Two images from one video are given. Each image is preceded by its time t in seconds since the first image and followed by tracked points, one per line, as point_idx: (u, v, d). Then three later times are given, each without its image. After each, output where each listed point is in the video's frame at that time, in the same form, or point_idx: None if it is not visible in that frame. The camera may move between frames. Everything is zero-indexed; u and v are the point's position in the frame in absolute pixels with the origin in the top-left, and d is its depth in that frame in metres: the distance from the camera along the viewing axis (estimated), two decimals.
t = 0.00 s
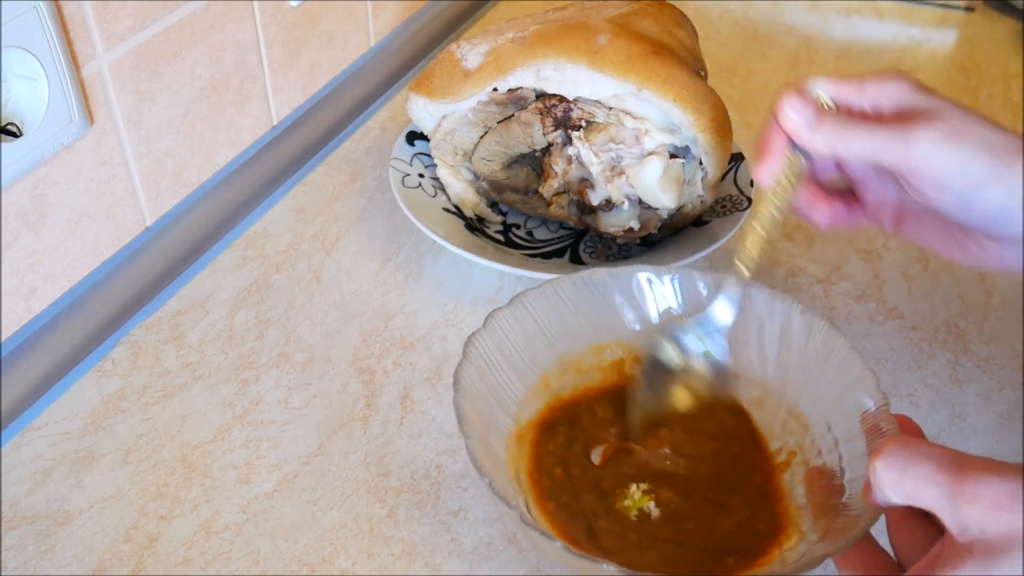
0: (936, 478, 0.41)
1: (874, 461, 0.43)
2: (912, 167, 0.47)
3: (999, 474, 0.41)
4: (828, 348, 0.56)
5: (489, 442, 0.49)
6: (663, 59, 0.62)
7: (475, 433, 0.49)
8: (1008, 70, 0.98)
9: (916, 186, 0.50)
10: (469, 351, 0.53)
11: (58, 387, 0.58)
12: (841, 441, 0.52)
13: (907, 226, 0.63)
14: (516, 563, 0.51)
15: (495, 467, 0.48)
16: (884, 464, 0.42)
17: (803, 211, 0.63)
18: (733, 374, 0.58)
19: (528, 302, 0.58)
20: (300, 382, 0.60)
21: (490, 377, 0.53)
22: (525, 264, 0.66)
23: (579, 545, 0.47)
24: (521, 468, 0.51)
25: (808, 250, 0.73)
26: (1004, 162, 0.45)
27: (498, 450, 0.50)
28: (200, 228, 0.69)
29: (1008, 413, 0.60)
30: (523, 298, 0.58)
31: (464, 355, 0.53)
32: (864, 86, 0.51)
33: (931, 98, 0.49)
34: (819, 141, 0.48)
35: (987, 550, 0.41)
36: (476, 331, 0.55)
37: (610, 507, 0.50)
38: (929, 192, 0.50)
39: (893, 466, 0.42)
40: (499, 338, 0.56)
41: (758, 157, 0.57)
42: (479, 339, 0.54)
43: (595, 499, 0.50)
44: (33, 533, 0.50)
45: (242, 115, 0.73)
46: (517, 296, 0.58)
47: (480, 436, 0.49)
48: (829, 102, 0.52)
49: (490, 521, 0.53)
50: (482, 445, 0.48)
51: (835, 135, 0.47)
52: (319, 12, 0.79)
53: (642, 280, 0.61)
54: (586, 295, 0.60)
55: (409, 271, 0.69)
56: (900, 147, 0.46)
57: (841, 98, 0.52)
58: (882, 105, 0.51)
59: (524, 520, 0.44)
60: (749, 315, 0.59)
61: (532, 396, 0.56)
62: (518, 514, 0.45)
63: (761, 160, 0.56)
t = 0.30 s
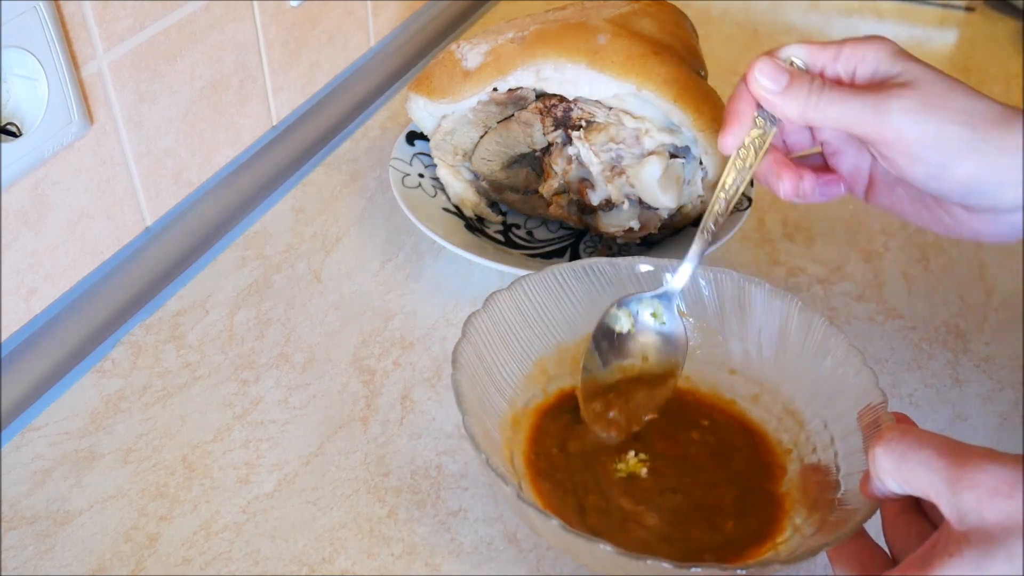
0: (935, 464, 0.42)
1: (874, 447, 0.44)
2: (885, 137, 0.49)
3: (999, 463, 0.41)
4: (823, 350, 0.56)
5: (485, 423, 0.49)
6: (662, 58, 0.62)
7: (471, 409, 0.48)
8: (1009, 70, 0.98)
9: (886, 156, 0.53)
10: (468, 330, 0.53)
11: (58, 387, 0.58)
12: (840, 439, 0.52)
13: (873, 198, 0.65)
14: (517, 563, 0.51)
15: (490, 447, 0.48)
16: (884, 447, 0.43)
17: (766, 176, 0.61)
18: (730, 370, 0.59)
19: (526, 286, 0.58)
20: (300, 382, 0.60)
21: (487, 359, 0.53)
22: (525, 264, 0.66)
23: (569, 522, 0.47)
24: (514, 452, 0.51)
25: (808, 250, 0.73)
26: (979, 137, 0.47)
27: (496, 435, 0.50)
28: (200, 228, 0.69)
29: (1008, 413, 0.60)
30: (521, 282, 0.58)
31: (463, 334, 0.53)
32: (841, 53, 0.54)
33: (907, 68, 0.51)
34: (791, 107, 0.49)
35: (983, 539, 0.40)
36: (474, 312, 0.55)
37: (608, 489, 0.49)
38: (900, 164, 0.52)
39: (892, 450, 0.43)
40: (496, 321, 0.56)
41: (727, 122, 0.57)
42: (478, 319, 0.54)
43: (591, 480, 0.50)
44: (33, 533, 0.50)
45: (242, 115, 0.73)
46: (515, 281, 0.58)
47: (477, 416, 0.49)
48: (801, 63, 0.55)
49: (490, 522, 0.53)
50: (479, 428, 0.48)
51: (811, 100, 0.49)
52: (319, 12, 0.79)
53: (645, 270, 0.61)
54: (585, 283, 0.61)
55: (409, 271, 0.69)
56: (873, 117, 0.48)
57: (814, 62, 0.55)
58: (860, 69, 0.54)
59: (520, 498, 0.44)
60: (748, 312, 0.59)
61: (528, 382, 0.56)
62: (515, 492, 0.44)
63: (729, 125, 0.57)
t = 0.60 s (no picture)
0: (931, 463, 0.42)
1: (868, 446, 0.44)
2: (859, 134, 0.48)
3: (994, 462, 0.41)
4: (825, 337, 0.56)
5: (480, 418, 0.49)
6: (662, 59, 0.62)
7: (464, 405, 0.48)
8: (1009, 70, 0.98)
9: (867, 156, 0.52)
10: (465, 325, 0.53)
11: (59, 387, 0.58)
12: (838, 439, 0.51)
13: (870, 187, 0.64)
14: (516, 563, 0.51)
15: (484, 443, 0.48)
16: (879, 447, 0.43)
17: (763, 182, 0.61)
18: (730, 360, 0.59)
19: (523, 278, 0.58)
20: (300, 382, 0.60)
21: (485, 351, 0.54)
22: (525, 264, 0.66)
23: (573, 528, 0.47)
24: (512, 446, 0.51)
25: (808, 250, 0.73)
26: (956, 126, 0.46)
27: (490, 430, 0.50)
28: (200, 229, 0.69)
29: (1008, 413, 0.60)
30: (518, 274, 0.58)
31: (458, 330, 0.53)
32: (808, 54, 0.53)
33: (876, 63, 0.50)
34: (764, 115, 0.49)
35: (978, 539, 0.40)
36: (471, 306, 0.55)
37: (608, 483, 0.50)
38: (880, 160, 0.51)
39: (887, 449, 0.43)
40: (494, 313, 0.56)
41: (712, 141, 0.54)
42: (475, 314, 0.54)
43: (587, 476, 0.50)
44: (33, 533, 0.50)
45: (242, 114, 0.73)
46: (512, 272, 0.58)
47: (471, 412, 0.49)
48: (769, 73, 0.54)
49: (490, 522, 0.53)
50: (474, 425, 0.48)
51: (781, 106, 0.48)
52: (319, 12, 0.79)
53: (641, 259, 0.61)
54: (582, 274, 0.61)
55: (409, 271, 0.69)
56: (844, 115, 0.48)
57: (782, 68, 0.54)
58: (828, 72, 0.52)
59: (516, 503, 0.44)
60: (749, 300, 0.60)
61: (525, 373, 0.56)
62: (508, 497, 0.44)
63: (716, 143, 0.54)
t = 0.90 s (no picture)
0: (923, 488, 0.42)
1: (859, 470, 0.43)
2: (838, 131, 0.53)
3: (984, 486, 0.41)
4: (820, 356, 0.56)
5: (474, 440, 0.50)
6: (663, 58, 0.62)
7: (457, 428, 0.49)
8: (1008, 69, 0.98)
9: (840, 150, 0.56)
10: (458, 350, 0.54)
11: (58, 387, 0.58)
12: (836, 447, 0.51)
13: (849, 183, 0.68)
14: (516, 563, 0.51)
15: (478, 466, 0.48)
16: (871, 471, 0.43)
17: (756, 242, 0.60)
18: (726, 378, 0.58)
19: (517, 299, 0.59)
20: (300, 382, 0.60)
21: (479, 373, 0.54)
22: (524, 264, 0.66)
23: (576, 558, 0.47)
24: (508, 468, 0.51)
25: (808, 250, 0.73)
26: (924, 121, 0.51)
27: (485, 450, 0.50)
28: (200, 229, 0.69)
29: (1008, 413, 0.60)
30: (512, 295, 0.58)
31: (452, 353, 0.53)
32: (783, 55, 0.57)
33: (849, 61, 0.55)
34: (741, 116, 0.53)
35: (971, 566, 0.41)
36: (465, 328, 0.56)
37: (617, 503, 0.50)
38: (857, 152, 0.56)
39: (879, 473, 0.43)
40: (488, 335, 0.56)
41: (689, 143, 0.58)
42: (469, 336, 0.55)
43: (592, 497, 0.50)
44: (33, 533, 0.50)
45: (242, 115, 0.73)
46: (505, 295, 0.59)
47: (464, 433, 0.49)
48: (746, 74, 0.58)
49: (490, 521, 0.53)
50: (467, 448, 0.48)
51: (759, 107, 0.52)
52: (319, 12, 0.79)
53: (635, 276, 0.61)
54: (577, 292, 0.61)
55: (409, 271, 0.69)
56: (821, 114, 0.52)
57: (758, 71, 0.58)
58: (803, 71, 0.57)
59: (508, 527, 0.44)
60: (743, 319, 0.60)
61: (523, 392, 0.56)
62: (502, 520, 0.45)
63: (693, 144, 0.57)
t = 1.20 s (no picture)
0: (919, 497, 0.42)
1: (856, 479, 0.43)
2: (824, 127, 0.51)
3: (981, 495, 0.41)
4: (822, 359, 0.56)
5: (473, 448, 0.49)
6: (663, 59, 0.62)
7: (457, 436, 0.49)
8: (1008, 70, 0.98)
9: (829, 143, 0.53)
10: (459, 355, 0.53)
11: (59, 387, 0.58)
12: (836, 454, 0.51)
13: (833, 182, 0.65)
14: (516, 563, 0.51)
15: (477, 473, 0.48)
16: (867, 481, 0.43)
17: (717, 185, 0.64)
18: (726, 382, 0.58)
19: (520, 306, 0.58)
20: (300, 382, 0.60)
21: (479, 380, 0.54)
22: (523, 264, 0.66)
23: (577, 565, 0.47)
24: (509, 474, 0.51)
25: (808, 250, 0.73)
26: (919, 121, 0.48)
27: (485, 459, 0.50)
28: (200, 229, 0.69)
29: (1008, 414, 0.60)
30: (515, 301, 0.58)
31: (453, 359, 0.53)
32: (770, 52, 0.54)
33: (837, 57, 0.51)
34: (730, 114, 0.51)
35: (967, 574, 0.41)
36: (467, 335, 0.56)
37: (617, 512, 0.50)
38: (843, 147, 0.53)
39: (875, 483, 0.43)
40: (490, 341, 0.56)
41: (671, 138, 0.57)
42: (470, 342, 0.55)
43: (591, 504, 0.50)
44: (33, 533, 0.50)
45: (242, 115, 0.73)
46: (507, 300, 0.58)
47: (463, 442, 0.49)
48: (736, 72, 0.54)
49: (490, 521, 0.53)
50: (467, 457, 0.48)
51: (747, 104, 0.50)
52: (319, 12, 0.79)
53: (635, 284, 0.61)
54: (581, 300, 0.61)
55: (409, 271, 0.69)
56: (809, 111, 0.50)
57: (749, 67, 0.55)
58: (790, 70, 0.53)
59: (507, 534, 0.44)
60: (744, 326, 0.60)
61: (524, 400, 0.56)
62: (500, 528, 0.44)
63: (675, 142, 0.57)
